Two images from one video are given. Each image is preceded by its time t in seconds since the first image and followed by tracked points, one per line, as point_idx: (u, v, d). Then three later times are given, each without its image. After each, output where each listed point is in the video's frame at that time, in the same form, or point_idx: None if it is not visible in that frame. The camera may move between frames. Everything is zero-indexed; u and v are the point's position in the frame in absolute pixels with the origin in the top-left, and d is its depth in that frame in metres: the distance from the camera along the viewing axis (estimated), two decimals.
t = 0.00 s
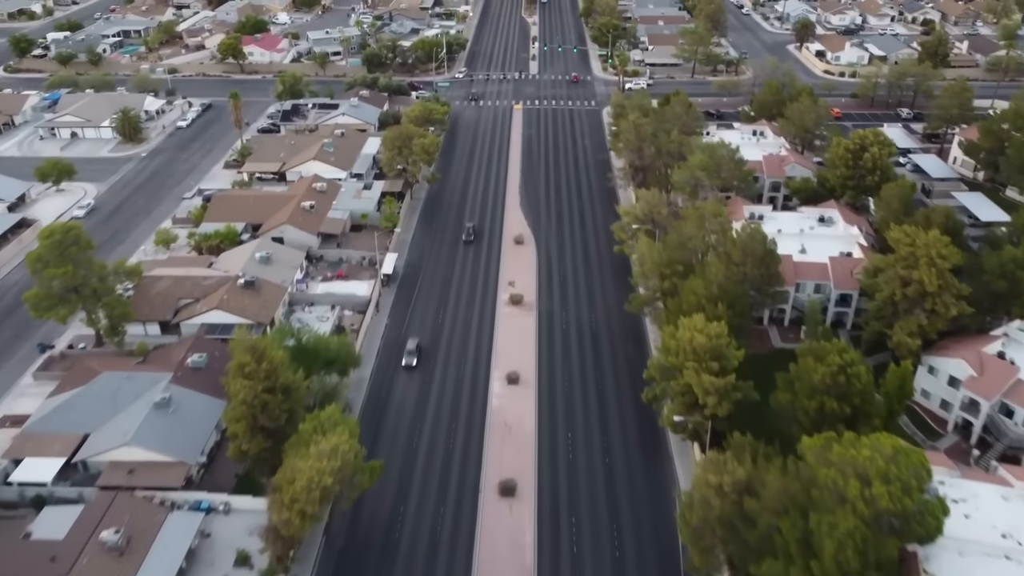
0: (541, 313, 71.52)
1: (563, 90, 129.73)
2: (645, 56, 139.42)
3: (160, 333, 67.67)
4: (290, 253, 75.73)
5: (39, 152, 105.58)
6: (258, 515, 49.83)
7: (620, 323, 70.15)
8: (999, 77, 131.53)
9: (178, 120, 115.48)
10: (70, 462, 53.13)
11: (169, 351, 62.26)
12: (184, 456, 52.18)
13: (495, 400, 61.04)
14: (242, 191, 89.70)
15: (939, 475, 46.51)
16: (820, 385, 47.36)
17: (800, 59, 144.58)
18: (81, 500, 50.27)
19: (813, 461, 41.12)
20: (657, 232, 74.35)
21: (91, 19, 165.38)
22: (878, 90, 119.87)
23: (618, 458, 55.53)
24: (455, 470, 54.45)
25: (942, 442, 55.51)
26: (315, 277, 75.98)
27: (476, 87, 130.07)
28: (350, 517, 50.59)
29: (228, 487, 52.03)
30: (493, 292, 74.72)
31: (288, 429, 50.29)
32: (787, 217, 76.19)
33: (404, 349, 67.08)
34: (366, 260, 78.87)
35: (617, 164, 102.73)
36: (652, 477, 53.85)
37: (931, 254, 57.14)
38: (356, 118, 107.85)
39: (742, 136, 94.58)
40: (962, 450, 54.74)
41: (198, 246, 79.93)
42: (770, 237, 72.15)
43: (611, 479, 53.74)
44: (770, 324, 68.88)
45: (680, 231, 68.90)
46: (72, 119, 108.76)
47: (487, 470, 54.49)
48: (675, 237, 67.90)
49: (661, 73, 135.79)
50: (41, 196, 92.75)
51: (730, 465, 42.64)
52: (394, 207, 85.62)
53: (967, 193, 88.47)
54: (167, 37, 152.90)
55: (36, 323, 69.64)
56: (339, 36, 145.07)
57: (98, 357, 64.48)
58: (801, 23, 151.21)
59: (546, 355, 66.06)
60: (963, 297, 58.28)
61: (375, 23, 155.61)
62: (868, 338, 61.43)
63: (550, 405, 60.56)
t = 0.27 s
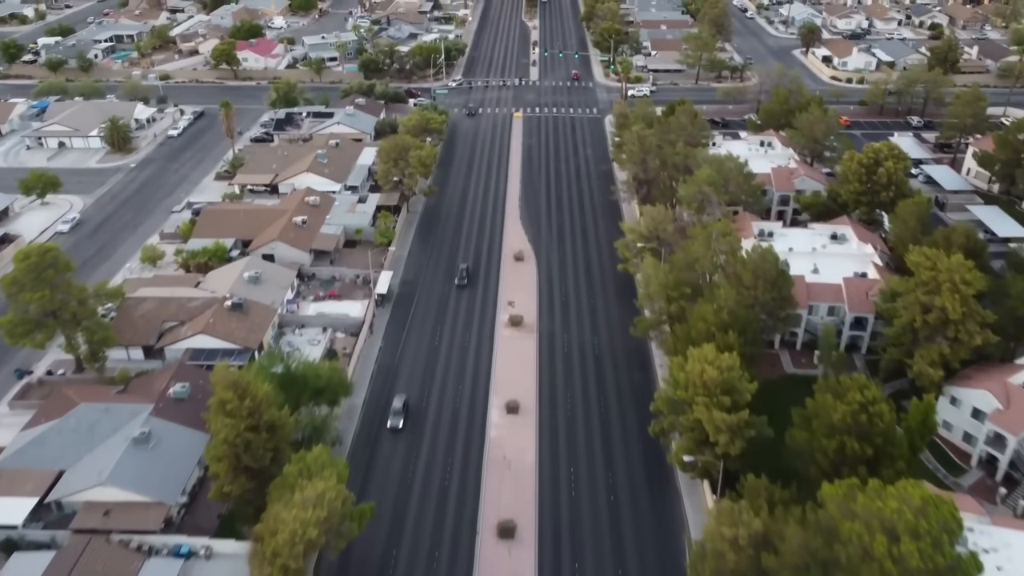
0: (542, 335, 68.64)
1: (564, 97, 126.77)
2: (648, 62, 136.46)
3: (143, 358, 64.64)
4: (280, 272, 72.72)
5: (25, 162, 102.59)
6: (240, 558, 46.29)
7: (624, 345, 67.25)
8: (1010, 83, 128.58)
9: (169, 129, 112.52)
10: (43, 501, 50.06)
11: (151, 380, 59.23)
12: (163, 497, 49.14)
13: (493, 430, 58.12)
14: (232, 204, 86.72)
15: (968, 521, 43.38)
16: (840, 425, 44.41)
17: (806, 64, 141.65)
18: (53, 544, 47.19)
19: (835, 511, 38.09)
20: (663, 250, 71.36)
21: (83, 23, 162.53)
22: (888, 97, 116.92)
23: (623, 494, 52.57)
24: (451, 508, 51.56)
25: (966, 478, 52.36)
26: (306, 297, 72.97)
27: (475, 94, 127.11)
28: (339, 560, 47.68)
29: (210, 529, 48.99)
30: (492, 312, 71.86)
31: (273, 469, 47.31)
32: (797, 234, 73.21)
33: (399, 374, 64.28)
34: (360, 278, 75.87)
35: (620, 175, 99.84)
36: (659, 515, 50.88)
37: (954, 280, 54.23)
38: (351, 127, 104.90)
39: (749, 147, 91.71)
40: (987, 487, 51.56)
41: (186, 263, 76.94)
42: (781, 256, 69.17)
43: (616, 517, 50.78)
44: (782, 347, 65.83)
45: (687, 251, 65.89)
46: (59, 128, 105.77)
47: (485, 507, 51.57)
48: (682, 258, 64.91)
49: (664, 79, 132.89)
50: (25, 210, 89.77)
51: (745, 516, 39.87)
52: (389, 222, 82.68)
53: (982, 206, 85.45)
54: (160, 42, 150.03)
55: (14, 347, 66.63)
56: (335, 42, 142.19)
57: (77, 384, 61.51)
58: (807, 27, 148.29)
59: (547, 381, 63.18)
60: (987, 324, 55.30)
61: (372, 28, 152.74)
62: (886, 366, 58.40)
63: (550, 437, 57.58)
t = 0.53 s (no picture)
0: (543, 356, 65.90)
1: (565, 103, 124.14)
2: (651, 67, 133.73)
3: (127, 381, 62.01)
4: (270, 290, 70.07)
5: (12, 172, 100.00)
6: None
7: (628, 367, 64.60)
8: (1020, 89, 125.93)
9: (160, 137, 109.94)
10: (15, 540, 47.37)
11: (134, 406, 56.57)
12: (142, 535, 46.46)
13: (491, 462, 55.29)
14: (223, 216, 84.09)
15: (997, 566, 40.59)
16: (860, 464, 41.80)
17: (811, 69, 139.05)
18: None
19: (857, 562, 35.42)
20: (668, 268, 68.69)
21: (76, 27, 160.12)
22: (896, 104, 114.27)
23: (629, 531, 49.79)
24: (447, 547, 48.84)
25: (990, 514, 49.49)
26: (298, 315, 70.29)
27: (475, 100, 124.49)
28: None
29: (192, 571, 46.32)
30: (491, 332, 69.12)
31: (258, 507, 44.66)
32: (807, 250, 70.51)
33: (393, 399, 61.51)
34: (353, 295, 73.18)
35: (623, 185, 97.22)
36: (668, 554, 48.12)
37: (976, 304, 51.54)
38: (347, 135, 102.29)
39: (756, 157, 89.22)
40: (1012, 524, 48.65)
41: (174, 280, 74.28)
42: (791, 273, 66.38)
43: (622, 556, 48.06)
44: (792, 369, 63.10)
45: (694, 268, 63.22)
46: (48, 137, 103.17)
47: (483, 546, 48.81)
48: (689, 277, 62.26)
49: (667, 84, 130.26)
50: (10, 222, 87.16)
51: (760, 565, 37.35)
52: (384, 236, 79.96)
53: (997, 219, 82.71)
54: (154, 46, 147.57)
55: None
56: (331, 46, 139.62)
57: (58, 410, 58.89)
58: (812, 31, 145.64)
59: (548, 407, 60.41)
60: (1010, 349, 52.59)
61: (370, 31, 150.18)
62: (904, 393, 55.74)
63: (552, 467, 54.85)
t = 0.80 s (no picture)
0: (543, 383, 62.88)
1: (566, 110, 121.15)
2: (654, 73, 130.66)
3: (107, 410, 59.05)
4: (259, 312, 67.09)
5: None
6: None
7: (632, 394, 61.61)
8: None
9: (150, 146, 106.99)
10: None
11: (112, 439, 53.59)
12: None
13: (489, 500, 52.20)
14: (211, 231, 81.15)
15: None
16: (886, 514, 38.78)
17: (818, 75, 136.14)
18: None
19: None
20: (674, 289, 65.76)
21: (68, 31, 157.29)
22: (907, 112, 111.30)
23: None
24: None
25: (1020, 559, 46.46)
26: (288, 338, 67.32)
27: (474, 107, 121.53)
28: None
29: None
30: (489, 356, 66.10)
31: (238, 557, 41.65)
32: (819, 269, 67.49)
33: (386, 429, 58.47)
34: (346, 316, 70.21)
35: (626, 198, 94.30)
36: None
37: (1005, 334, 48.55)
38: (341, 145, 99.36)
39: (764, 169, 86.45)
40: None
41: (159, 299, 71.31)
42: (803, 295, 63.30)
43: None
44: (806, 397, 60.12)
45: (703, 291, 60.22)
46: (34, 146, 100.24)
47: None
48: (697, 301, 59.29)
49: (671, 91, 127.29)
50: None
51: None
52: (379, 252, 76.92)
53: (1015, 234, 79.55)
54: (146, 52, 144.74)
55: None
56: (327, 52, 136.72)
57: (33, 441, 55.91)
58: (819, 36, 142.62)
59: (549, 439, 57.37)
60: None
61: (367, 36, 147.28)
62: (925, 427, 52.74)
63: (553, 503, 51.96)
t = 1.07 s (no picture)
0: (544, 408, 60.28)
1: (567, 117, 118.63)
2: (657, 78, 128.07)
3: (87, 439, 56.43)
4: (248, 333, 64.43)
5: None
6: None
7: (636, 420, 59.00)
8: None
9: (141, 154, 104.38)
10: None
11: (90, 473, 50.97)
12: None
13: (487, 536, 49.58)
14: (200, 246, 78.44)
15: None
16: (913, 567, 36.12)
17: (824, 80, 133.62)
18: None
19: None
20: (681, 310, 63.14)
21: (60, 35, 154.81)
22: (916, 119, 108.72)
23: None
24: None
25: None
26: (278, 360, 64.69)
27: (473, 114, 118.98)
28: None
29: None
30: (487, 379, 63.50)
31: None
32: (832, 289, 64.87)
33: (380, 459, 55.86)
34: (339, 336, 67.58)
35: (629, 209, 91.76)
36: None
37: None
38: (336, 154, 96.72)
39: (772, 180, 83.96)
40: None
41: (145, 319, 68.67)
42: (815, 317, 60.63)
43: None
44: (818, 425, 57.50)
45: (711, 314, 57.58)
46: (20, 156, 97.63)
47: None
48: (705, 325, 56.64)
49: (674, 97, 124.75)
50: None
51: None
52: (373, 268, 74.22)
53: None
54: (140, 56, 142.26)
55: None
56: (323, 56, 134.08)
57: (9, 474, 53.30)
58: (824, 40, 140.07)
59: (550, 469, 54.75)
60: None
61: (364, 40, 144.80)
62: (947, 461, 50.09)
63: (554, 540, 49.35)
